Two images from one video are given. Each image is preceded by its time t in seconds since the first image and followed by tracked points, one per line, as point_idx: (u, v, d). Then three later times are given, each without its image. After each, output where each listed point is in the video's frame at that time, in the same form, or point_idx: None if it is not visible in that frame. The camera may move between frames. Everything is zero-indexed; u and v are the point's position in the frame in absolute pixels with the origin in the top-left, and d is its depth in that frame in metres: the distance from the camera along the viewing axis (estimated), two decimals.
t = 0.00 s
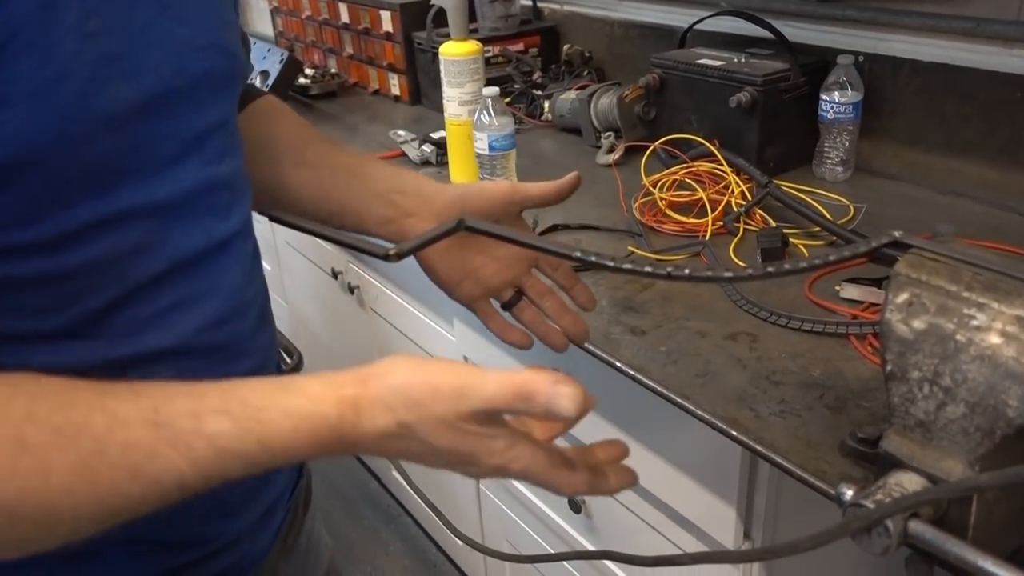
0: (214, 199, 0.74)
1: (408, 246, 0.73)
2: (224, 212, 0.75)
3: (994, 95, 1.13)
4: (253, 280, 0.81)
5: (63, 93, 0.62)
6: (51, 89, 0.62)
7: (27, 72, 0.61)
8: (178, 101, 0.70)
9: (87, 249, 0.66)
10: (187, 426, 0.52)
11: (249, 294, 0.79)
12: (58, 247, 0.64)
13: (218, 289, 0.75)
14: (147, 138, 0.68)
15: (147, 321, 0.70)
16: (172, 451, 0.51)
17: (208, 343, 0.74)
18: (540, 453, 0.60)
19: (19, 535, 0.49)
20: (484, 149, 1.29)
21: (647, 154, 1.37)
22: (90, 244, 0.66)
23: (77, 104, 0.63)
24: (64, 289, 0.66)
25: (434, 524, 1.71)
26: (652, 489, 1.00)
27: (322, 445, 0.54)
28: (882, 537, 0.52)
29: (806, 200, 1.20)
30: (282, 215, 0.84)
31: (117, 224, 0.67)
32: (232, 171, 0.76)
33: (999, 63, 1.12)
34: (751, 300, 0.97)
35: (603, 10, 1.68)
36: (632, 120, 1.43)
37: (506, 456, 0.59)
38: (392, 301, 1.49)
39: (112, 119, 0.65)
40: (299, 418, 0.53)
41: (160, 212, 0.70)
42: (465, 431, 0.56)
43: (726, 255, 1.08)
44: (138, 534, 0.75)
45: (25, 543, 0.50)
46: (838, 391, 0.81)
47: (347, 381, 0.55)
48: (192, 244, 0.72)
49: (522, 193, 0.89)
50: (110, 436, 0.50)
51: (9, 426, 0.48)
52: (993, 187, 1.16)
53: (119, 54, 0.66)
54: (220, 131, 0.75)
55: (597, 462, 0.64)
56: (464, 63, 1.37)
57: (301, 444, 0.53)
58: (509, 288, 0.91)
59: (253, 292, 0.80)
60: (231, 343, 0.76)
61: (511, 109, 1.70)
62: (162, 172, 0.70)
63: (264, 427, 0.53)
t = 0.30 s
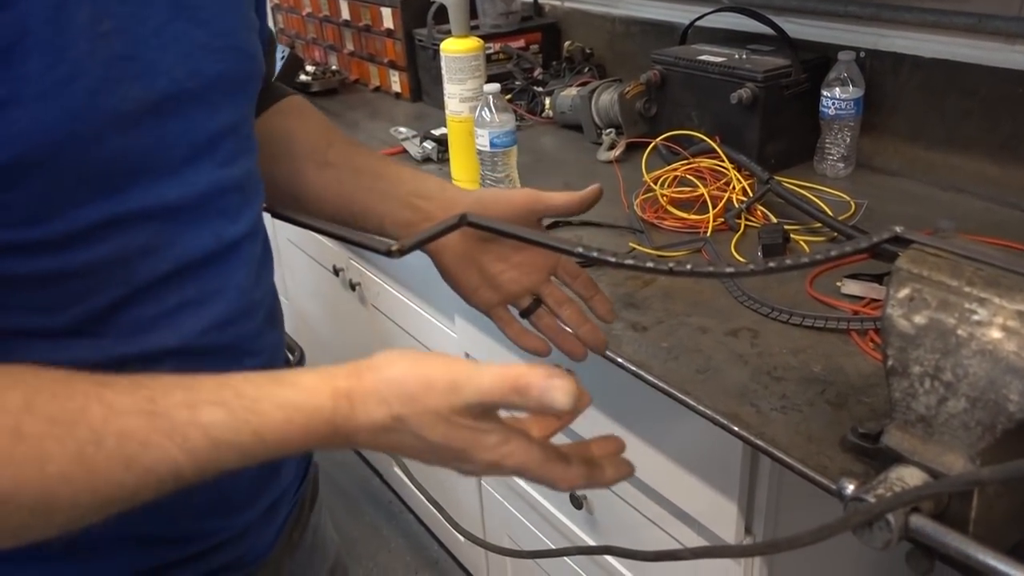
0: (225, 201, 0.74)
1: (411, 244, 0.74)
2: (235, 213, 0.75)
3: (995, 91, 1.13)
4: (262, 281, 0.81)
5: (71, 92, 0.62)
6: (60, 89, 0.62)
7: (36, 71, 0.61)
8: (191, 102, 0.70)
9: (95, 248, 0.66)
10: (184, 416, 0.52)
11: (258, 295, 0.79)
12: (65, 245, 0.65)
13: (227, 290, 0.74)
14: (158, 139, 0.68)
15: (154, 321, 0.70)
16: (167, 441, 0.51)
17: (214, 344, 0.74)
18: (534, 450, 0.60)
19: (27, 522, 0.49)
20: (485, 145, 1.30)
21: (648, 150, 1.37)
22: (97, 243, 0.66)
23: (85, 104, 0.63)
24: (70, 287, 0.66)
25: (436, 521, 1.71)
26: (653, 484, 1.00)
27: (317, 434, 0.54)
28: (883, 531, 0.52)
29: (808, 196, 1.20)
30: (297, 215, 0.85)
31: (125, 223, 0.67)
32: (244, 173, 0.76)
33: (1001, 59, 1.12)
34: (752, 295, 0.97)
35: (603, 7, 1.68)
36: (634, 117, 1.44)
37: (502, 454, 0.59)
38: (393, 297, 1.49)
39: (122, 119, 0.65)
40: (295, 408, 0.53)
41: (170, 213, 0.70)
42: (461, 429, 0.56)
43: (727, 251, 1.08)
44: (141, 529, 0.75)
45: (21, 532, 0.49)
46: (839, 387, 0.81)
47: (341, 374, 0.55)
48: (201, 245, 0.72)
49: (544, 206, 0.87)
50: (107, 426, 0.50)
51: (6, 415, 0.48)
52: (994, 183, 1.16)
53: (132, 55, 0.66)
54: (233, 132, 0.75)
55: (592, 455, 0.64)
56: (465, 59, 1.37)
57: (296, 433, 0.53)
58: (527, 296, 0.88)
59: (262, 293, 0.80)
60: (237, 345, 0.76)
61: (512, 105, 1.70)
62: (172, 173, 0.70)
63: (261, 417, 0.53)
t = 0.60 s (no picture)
0: (227, 203, 0.74)
1: (407, 237, 0.73)
2: (237, 216, 0.75)
3: (994, 86, 1.12)
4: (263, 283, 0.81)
5: (71, 91, 0.62)
6: (61, 88, 0.62)
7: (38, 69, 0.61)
8: (195, 104, 0.70)
9: (93, 248, 0.66)
10: (163, 412, 0.50)
11: (259, 298, 0.79)
12: (63, 244, 0.65)
13: (226, 292, 0.74)
14: (158, 140, 0.68)
15: (150, 321, 0.70)
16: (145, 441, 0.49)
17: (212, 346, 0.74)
18: (522, 472, 0.58)
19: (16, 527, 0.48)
20: (484, 142, 1.29)
21: (647, 146, 1.37)
22: (96, 243, 0.66)
23: (85, 104, 0.63)
24: (67, 286, 0.66)
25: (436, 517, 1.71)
26: (651, 479, 1.00)
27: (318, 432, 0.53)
28: (879, 525, 0.53)
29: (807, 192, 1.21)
30: (305, 214, 0.84)
31: (124, 223, 0.67)
32: (248, 175, 0.76)
33: (999, 54, 1.12)
34: (750, 291, 0.97)
35: (602, 3, 1.68)
36: (632, 114, 1.44)
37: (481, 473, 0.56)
38: (393, 294, 1.49)
39: (122, 119, 0.65)
40: (289, 400, 0.52)
41: (168, 213, 0.70)
42: (449, 438, 0.53)
43: (726, 247, 1.08)
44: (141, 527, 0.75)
45: (1, 533, 0.47)
46: (837, 381, 0.81)
47: (329, 377, 0.54)
48: (200, 246, 0.72)
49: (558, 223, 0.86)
50: (87, 422, 0.48)
51: None
52: (993, 178, 1.16)
53: (135, 55, 0.66)
54: (239, 134, 0.75)
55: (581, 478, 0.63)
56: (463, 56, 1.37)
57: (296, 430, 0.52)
58: (532, 315, 0.86)
59: (263, 295, 0.80)
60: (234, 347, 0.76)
61: (511, 102, 1.70)
62: (171, 173, 0.70)
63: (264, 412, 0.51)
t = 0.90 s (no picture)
0: (245, 202, 0.76)
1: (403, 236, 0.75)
2: (254, 213, 0.77)
3: (992, 82, 1.13)
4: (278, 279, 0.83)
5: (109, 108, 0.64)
6: (97, 104, 0.63)
7: (75, 88, 0.62)
8: (216, 109, 0.72)
9: (128, 257, 0.67)
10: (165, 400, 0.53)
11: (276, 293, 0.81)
12: (101, 256, 0.66)
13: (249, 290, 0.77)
14: (188, 147, 0.70)
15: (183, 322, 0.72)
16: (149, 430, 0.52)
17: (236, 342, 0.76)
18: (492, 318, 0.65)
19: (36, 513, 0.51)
20: (484, 139, 1.30)
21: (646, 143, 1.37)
22: (130, 251, 0.67)
23: (122, 119, 0.64)
24: (102, 295, 0.67)
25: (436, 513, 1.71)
26: (650, 475, 1.00)
27: (244, 374, 0.57)
28: (876, 518, 0.53)
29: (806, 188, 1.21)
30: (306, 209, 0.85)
31: (157, 232, 0.69)
32: (261, 172, 0.78)
33: (997, 50, 1.12)
34: (748, 286, 0.98)
35: None
36: (632, 110, 1.44)
37: (447, 330, 0.61)
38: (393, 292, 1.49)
39: (156, 130, 0.67)
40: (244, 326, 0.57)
41: (197, 218, 0.71)
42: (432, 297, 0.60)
43: (725, 243, 1.08)
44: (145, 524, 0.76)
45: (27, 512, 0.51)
46: (835, 376, 0.81)
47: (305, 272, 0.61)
48: (226, 247, 0.74)
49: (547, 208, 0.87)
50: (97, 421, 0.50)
51: None
52: (991, 174, 1.16)
53: (163, 66, 0.67)
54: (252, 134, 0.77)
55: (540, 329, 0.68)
56: (463, 52, 1.37)
57: (222, 369, 0.57)
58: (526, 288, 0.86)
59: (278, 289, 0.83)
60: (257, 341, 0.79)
61: (511, 99, 1.71)
62: (200, 178, 0.72)
63: (185, 362, 0.56)
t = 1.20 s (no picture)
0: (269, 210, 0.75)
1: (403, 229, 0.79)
2: (273, 219, 0.77)
3: (991, 79, 1.13)
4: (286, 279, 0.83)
5: (189, 140, 0.61)
6: (180, 139, 0.60)
7: (160, 125, 0.58)
8: (250, 121, 0.70)
9: (181, 282, 0.66)
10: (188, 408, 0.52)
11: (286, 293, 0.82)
12: (157, 284, 0.64)
13: (271, 297, 0.77)
14: (228, 164, 0.69)
15: (217, 335, 0.72)
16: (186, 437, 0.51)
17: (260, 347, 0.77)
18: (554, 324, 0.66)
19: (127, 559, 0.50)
20: (483, 135, 1.30)
21: (645, 140, 1.37)
22: (182, 275, 0.66)
23: (197, 151, 0.62)
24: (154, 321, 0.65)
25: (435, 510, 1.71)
26: (650, 472, 1.00)
27: (353, 392, 0.57)
28: (874, 513, 0.53)
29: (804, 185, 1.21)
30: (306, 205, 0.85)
31: (204, 253, 0.67)
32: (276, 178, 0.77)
33: (996, 47, 1.12)
34: (747, 282, 0.98)
35: None
36: (631, 108, 1.44)
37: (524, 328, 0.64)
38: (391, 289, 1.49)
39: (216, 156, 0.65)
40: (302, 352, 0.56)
41: (236, 235, 0.70)
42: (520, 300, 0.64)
43: (723, 240, 1.08)
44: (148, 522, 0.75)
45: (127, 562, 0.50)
46: (833, 373, 0.81)
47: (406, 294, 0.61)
48: (254, 258, 0.73)
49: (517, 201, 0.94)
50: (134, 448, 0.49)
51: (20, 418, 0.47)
52: (990, 171, 1.16)
53: (216, 86, 0.65)
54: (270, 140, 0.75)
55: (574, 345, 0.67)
56: (462, 49, 1.37)
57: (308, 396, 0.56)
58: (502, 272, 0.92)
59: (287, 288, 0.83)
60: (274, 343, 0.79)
61: (510, 97, 1.71)
62: (237, 194, 0.70)
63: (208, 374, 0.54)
